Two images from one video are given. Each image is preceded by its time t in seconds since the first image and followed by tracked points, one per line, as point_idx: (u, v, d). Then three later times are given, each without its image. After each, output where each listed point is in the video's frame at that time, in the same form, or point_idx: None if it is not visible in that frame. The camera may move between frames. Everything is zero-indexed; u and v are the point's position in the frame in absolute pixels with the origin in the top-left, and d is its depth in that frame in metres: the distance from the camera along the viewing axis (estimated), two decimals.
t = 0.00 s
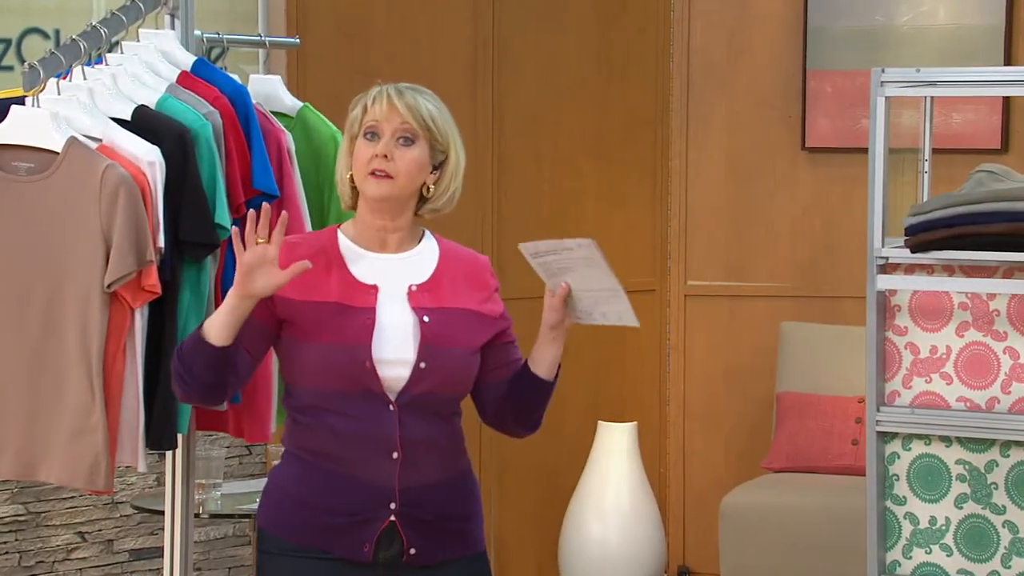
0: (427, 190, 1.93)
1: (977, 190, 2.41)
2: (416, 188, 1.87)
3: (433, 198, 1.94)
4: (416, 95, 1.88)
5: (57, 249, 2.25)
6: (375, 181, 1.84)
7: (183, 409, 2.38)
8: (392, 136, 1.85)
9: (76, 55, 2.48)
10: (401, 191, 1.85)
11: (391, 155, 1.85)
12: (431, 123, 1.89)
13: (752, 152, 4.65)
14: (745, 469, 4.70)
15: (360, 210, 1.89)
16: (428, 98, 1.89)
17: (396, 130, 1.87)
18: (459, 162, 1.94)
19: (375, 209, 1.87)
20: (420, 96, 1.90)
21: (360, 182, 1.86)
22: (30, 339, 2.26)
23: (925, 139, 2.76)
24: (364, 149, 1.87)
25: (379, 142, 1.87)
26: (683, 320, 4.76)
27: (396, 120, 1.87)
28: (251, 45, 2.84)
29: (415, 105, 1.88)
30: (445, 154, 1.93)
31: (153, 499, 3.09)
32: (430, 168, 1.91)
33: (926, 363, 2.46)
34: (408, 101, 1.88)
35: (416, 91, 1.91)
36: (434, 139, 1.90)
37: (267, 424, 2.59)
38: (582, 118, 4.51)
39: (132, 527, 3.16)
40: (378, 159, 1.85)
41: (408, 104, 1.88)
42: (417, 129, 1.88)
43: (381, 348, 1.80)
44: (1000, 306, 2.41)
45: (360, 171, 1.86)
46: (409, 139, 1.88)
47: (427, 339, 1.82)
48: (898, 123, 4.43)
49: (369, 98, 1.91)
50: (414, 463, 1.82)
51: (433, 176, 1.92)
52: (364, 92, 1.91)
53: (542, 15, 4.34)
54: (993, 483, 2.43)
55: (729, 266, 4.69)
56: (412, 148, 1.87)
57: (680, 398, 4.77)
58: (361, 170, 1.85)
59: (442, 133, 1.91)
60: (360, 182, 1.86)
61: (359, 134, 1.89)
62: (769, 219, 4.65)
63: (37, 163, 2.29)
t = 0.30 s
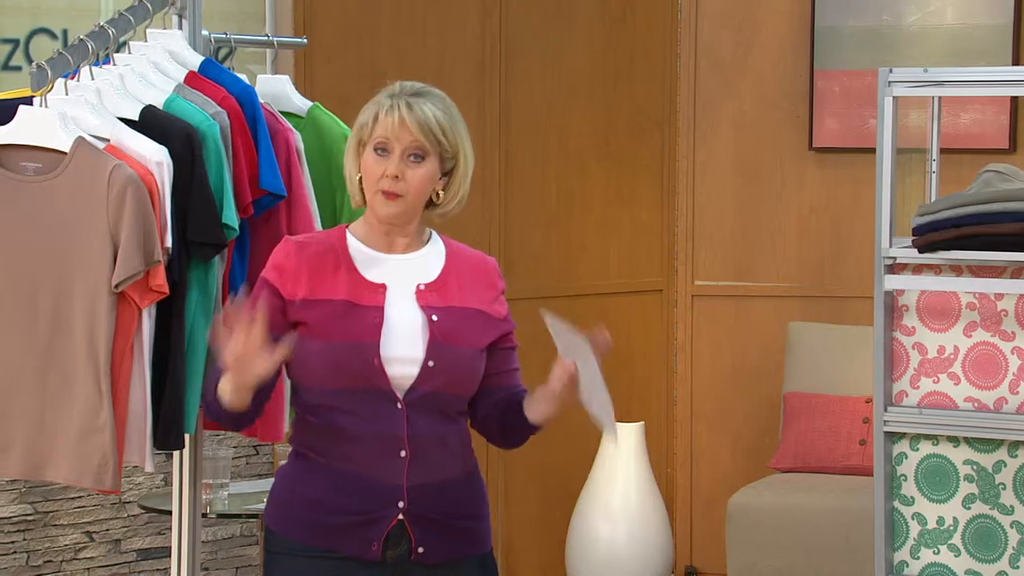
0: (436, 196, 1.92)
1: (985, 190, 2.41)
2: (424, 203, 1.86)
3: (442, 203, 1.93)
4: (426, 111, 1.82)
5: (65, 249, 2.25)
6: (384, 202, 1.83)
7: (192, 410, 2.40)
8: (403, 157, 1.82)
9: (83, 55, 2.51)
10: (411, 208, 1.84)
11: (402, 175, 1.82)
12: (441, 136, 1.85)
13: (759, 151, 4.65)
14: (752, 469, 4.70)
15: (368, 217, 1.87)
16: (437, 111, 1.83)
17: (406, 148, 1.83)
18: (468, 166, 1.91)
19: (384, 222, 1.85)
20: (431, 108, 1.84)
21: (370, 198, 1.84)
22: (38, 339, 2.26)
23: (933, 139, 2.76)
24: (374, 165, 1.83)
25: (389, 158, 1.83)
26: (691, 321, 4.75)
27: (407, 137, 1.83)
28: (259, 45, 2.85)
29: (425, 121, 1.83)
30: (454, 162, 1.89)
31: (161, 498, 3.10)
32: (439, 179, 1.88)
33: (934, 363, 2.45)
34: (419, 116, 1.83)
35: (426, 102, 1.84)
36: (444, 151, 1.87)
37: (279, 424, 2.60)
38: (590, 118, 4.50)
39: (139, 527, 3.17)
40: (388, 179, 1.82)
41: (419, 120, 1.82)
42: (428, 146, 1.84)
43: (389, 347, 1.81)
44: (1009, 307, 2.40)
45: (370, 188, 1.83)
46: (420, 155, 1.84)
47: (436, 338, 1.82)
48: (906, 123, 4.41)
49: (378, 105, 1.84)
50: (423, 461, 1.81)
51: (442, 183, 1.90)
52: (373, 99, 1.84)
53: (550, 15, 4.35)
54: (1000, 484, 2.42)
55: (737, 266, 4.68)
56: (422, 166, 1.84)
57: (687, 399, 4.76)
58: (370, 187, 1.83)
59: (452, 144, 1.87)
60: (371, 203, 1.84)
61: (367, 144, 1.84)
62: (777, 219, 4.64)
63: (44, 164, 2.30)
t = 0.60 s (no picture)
0: (440, 195, 1.90)
1: (996, 190, 2.41)
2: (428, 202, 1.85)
3: (446, 201, 1.91)
4: (426, 112, 1.81)
5: (74, 250, 2.25)
6: (387, 204, 1.83)
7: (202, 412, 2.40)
8: (405, 158, 1.81)
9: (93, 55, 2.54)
10: (415, 209, 1.84)
11: (405, 176, 1.82)
12: (442, 136, 1.83)
13: (769, 152, 4.64)
14: (762, 469, 4.69)
15: (372, 217, 1.87)
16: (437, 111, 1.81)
17: (407, 149, 1.82)
18: (471, 163, 1.90)
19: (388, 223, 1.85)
20: (431, 107, 1.82)
21: (374, 199, 1.84)
22: (48, 340, 2.26)
23: (944, 138, 2.75)
24: (376, 166, 1.83)
25: (391, 159, 1.82)
26: (701, 321, 4.72)
27: (407, 138, 1.82)
28: (269, 46, 2.85)
29: (426, 122, 1.81)
30: (456, 159, 1.88)
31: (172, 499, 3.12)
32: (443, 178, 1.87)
33: (945, 363, 2.45)
34: (419, 117, 1.81)
35: (426, 101, 1.83)
36: (446, 150, 1.85)
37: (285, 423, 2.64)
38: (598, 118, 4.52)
39: (149, 527, 3.18)
40: (392, 181, 1.82)
41: (419, 121, 1.81)
42: (429, 146, 1.82)
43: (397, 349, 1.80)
44: (1019, 307, 2.41)
45: (374, 190, 1.83)
46: (421, 155, 1.83)
47: (444, 340, 1.83)
48: (917, 123, 4.40)
49: (378, 106, 1.83)
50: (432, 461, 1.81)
51: (445, 181, 1.89)
52: (373, 100, 1.83)
53: (559, 15, 4.35)
54: (1011, 484, 2.41)
55: (747, 266, 4.68)
56: (425, 166, 1.83)
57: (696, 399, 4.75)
58: (374, 189, 1.83)
59: (454, 143, 1.85)
60: (375, 205, 1.84)
61: (369, 145, 1.84)
62: (787, 220, 4.64)
63: (55, 165, 2.30)
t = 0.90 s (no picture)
0: (449, 192, 1.91)
1: (1007, 190, 2.44)
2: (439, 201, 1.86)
3: (456, 198, 1.92)
4: (434, 113, 1.80)
5: (84, 250, 2.25)
6: (399, 205, 1.83)
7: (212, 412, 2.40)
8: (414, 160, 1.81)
9: (105, 55, 2.53)
10: (426, 209, 1.84)
11: (415, 178, 1.82)
12: (450, 135, 1.83)
13: (779, 152, 4.64)
14: (773, 470, 4.68)
15: (383, 217, 1.87)
16: (445, 112, 1.81)
17: (416, 151, 1.82)
18: (479, 159, 1.90)
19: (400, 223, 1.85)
20: (438, 108, 1.82)
21: (385, 201, 1.84)
22: (59, 339, 2.26)
23: (955, 138, 2.75)
24: (386, 168, 1.83)
25: (400, 161, 1.83)
26: (711, 323, 4.72)
27: (416, 139, 1.82)
28: (279, 45, 2.85)
29: (434, 123, 1.81)
30: (465, 157, 1.88)
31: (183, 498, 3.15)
32: (452, 176, 1.87)
33: (956, 363, 2.52)
34: (427, 119, 1.81)
35: (433, 101, 1.82)
36: (454, 149, 1.85)
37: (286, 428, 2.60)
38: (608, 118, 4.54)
39: (160, 526, 3.21)
40: (402, 182, 1.82)
41: (427, 122, 1.81)
42: (438, 147, 1.82)
43: (407, 349, 1.80)
44: None
45: (384, 192, 1.83)
46: (430, 156, 1.83)
47: (456, 339, 1.82)
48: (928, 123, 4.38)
49: (385, 107, 1.83)
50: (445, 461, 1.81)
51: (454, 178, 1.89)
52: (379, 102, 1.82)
53: (569, 15, 4.36)
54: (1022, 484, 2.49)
55: (757, 267, 4.67)
56: (435, 166, 1.83)
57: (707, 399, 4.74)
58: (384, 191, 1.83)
59: (462, 141, 1.85)
60: (386, 206, 1.84)
61: (378, 147, 1.84)
62: (797, 221, 4.63)
63: (66, 164, 2.29)
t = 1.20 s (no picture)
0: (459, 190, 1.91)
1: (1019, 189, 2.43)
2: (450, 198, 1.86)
3: (465, 197, 1.92)
4: (446, 108, 1.81)
5: (96, 251, 2.25)
6: (411, 200, 1.83)
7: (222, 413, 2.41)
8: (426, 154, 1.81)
9: (117, 55, 2.53)
10: (437, 205, 1.84)
11: (427, 172, 1.82)
12: (462, 131, 1.84)
13: (790, 152, 4.63)
14: (785, 470, 4.68)
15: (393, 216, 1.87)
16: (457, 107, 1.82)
17: (428, 145, 1.83)
18: (489, 158, 1.90)
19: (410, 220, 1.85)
20: (449, 104, 1.83)
21: (396, 197, 1.84)
22: (71, 340, 2.27)
23: (967, 138, 2.74)
24: (397, 164, 1.83)
25: (412, 157, 1.83)
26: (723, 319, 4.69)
27: (428, 134, 1.82)
28: (290, 45, 2.85)
29: (446, 118, 1.82)
30: (475, 156, 1.88)
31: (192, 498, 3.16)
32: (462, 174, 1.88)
33: (968, 364, 2.53)
34: (438, 114, 1.82)
35: (443, 97, 1.84)
36: (465, 145, 1.86)
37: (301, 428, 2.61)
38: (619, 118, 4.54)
39: (171, 526, 3.22)
40: (414, 177, 1.82)
41: (439, 117, 1.82)
42: (450, 142, 1.83)
43: (416, 349, 1.80)
44: None
45: (395, 188, 1.83)
46: (442, 151, 1.84)
47: (465, 339, 1.82)
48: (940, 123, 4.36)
49: (395, 104, 1.84)
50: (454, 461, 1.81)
51: (464, 177, 1.89)
52: (390, 99, 1.83)
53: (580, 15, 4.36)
54: None
55: (769, 267, 4.66)
56: (446, 161, 1.84)
57: (718, 399, 4.73)
58: (395, 186, 1.83)
59: (473, 138, 1.86)
60: (397, 202, 1.84)
61: (389, 144, 1.84)
62: (809, 221, 4.62)
63: (77, 165, 2.29)
